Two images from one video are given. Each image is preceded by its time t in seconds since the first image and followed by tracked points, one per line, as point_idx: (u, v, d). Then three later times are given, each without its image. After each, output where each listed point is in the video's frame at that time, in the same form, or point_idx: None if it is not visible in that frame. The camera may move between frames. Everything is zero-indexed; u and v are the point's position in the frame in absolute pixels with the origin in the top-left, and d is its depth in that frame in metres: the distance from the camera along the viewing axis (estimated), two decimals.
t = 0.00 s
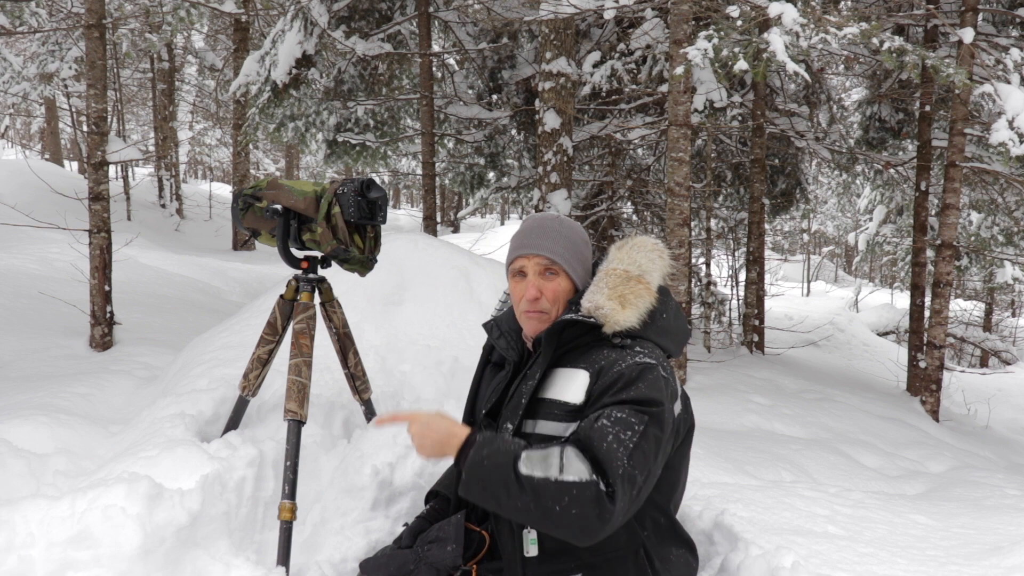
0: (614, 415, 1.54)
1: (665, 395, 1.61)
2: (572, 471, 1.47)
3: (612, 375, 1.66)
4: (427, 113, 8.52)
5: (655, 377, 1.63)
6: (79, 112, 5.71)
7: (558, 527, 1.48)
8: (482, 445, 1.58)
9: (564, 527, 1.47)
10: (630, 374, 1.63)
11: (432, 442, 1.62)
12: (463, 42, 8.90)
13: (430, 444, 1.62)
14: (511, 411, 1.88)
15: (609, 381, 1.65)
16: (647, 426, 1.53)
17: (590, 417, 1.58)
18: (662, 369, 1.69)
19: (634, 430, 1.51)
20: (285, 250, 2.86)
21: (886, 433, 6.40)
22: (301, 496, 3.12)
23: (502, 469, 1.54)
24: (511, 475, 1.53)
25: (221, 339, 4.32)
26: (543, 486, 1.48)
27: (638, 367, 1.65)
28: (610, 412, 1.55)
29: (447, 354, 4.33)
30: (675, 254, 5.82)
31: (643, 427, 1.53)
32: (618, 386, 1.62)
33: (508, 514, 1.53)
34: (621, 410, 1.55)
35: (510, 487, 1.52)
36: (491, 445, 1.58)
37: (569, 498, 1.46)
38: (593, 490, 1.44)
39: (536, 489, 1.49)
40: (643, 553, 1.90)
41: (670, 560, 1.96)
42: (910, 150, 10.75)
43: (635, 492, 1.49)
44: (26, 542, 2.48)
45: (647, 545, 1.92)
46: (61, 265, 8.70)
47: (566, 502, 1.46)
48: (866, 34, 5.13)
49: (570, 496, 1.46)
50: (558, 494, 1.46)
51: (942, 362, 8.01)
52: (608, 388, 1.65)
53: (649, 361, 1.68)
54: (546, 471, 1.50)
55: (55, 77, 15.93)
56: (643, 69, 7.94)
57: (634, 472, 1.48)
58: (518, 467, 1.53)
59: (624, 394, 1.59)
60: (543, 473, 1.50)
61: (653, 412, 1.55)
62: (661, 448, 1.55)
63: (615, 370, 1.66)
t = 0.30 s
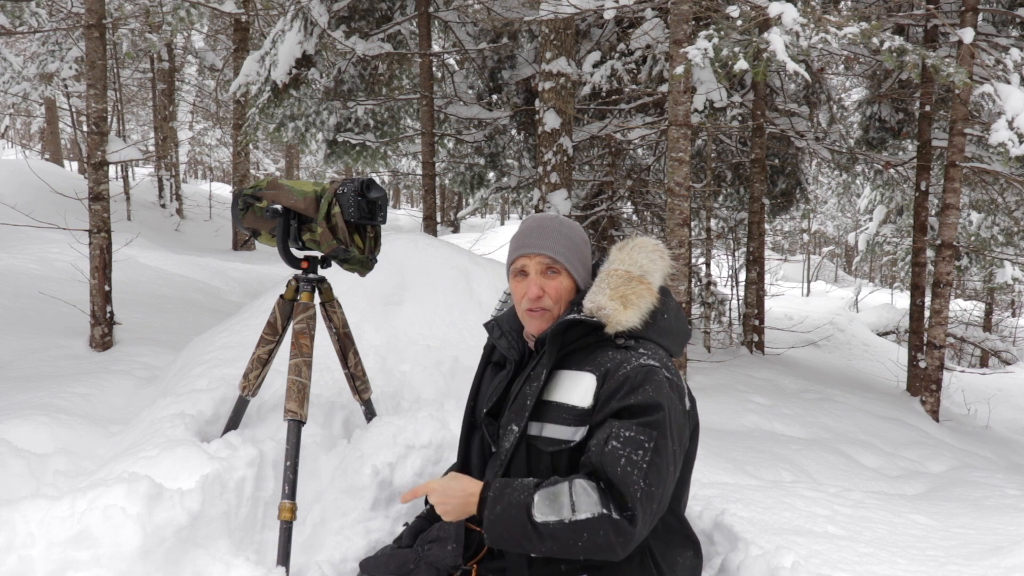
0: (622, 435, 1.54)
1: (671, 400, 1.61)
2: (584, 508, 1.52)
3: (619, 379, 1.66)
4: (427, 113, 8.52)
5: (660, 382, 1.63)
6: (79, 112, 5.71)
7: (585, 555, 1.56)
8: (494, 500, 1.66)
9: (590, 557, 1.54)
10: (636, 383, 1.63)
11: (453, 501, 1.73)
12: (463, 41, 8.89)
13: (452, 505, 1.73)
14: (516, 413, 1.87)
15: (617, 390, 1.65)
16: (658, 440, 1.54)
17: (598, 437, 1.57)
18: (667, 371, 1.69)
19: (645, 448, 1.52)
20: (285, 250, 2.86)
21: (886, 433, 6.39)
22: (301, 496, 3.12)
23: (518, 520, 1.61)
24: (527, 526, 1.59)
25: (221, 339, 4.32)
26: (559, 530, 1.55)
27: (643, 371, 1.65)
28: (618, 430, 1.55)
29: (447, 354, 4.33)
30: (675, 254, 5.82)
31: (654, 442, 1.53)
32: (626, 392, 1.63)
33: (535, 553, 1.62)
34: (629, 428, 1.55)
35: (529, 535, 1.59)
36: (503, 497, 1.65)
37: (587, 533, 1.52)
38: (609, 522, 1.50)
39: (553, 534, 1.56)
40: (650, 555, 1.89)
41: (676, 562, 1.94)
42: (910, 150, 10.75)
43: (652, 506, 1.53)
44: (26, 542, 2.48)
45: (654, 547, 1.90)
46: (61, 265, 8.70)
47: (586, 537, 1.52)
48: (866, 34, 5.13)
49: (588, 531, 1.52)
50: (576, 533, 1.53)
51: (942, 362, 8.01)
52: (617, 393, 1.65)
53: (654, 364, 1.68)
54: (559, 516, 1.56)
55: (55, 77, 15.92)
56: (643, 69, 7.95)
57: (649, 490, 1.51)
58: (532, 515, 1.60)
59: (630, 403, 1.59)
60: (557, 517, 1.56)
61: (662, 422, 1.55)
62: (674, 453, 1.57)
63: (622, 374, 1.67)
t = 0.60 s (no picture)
0: (628, 430, 1.55)
1: (674, 399, 1.61)
2: (596, 493, 1.51)
3: (621, 378, 1.66)
4: (427, 113, 8.52)
5: (662, 381, 1.63)
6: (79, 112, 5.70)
7: (589, 547, 1.54)
8: (504, 478, 1.63)
9: (595, 547, 1.52)
10: (639, 381, 1.63)
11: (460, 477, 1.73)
12: (463, 42, 8.90)
13: (458, 479, 1.73)
14: (517, 414, 1.86)
15: (619, 389, 1.65)
16: (664, 437, 1.54)
17: (604, 433, 1.58)
18: (669, 371, 1.70)
19: (652, 443, 1.52)
20: (285, 250, 2.86)
21: (886, 433, 6.40)
22: (301, 496, 3.12)
23: (526, 499, 1.58)
24: (535, 506, 1.57)
25: (221, 339, 4.32)
26: (569, 513, 1.53)
27: (645, 370, 1.65)
28: (624, 426, 1.56)
29: (447, 354, 4.33)
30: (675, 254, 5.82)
31: (660, 439, 1.54)
32: (628, 392, 1.62)
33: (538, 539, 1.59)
34: (635, 424, 1.55)
35: (536, 518, 1.57)
36: (514, 475, 1.63)
37: (594, 520, 1.50)
38: (618, 511, 1.49)
39: (560, 517, 1.53)
40: (652, 555, 1.90)
41: (676, 562, 1.95)
42: (910, 150, 10.75)
43: (657, 502, 1.53)
44: (26, 542, 2.48)
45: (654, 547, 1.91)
46: (61, 265, 8.70)
47: (592, 524, 1.50)
48: (866, 34, 5.13)
49: (595, 519, 1.50)
50: (584, 519, 1.51)
51: (942, 362, 8.01)
52: (619, 393, 1.65)
53: (656, 363, 1.69)
54: (569, 498, 1.54)
55: (55, 77, 15.92)
56: (643, 69, 7.95)
57: (654, 485, 1.52)
58: (541, 496, 1.57)
59: (634, 403, 1.59)
60: (567, 499, 1.54)
61: (667, 419, 1.56)
62: (679, 452, 1.58)
63: (624, 373, 1.67)
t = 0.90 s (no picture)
0: (624, 411, 1.57)
1: (670, 399, 1.63)
2: (590, 449, 1.51)
3: (618, 373, 1.66)
4: (427, 113, 8.52)
5: (660, 378, 1.64)
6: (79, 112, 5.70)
7: (560, 504, 1.52)
8: (522, 399, 1.63)
9: (568, 504, 1.50)
10: (637, 375, 1.64)
11: (495, 369, 1.66)
12: (463, 42, 8.89)
13: (495, 368, 1.66)
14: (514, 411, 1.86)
15: (615, 379, 1.65)
16: (655, 427, 1.57)
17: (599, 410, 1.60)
18: (666, 370, 1.70)
19: (644, 427, 1.54)
20: (285, 250, 2.86)
21: (886, 433, 6.40)
22: (301, 496, 3.12)
23: (528, 427, 1.57)
24: (535, 435, 1.55)
25: (221, 339, 4.32)
26: (561, 456, 1.51)
27: (643, 367, 1.65)
28: (620, 407, 1.58)
29: (447, 354, 4.33)
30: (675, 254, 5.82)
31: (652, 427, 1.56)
32: (624, 386, 1.63)
33: (518, 473, 1.57)
34: (630, 408, 1.58)
35: (529, 447, 1.55)
36: (530, 404, 1.62)
37: (579, 473, 1.49)
38: (603, 475, 1.48)
39: (552, 455, 1.52)
40: (645, 553, 1.93)
41: (670, 560, 1.97)
42: (910, 150, 10.75)
43: (635, 488, 1.53)
44: (26, 542, 2.48)
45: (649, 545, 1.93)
46: (61, 265, 8.70)
47: (575, 476, 1.49)
48: (866, 34, 5.13)
49: (579, 472, 1.49)
50: (570, 467, 1.50)
51: (942, 362, 8.00)
52: (614, 387, 1.65)
53: (654, 362, 1.69)
54: (566, 441, 1.53)
55: (55, 77, 15.92)
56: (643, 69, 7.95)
57: (639, 468, 1.52)
58: (543, 430, 1.56)
59: (628, 396, 1.60)
60: (563, 442, 1.53)
61: (660, 412, 1.58)
62: (666, 448, 1.59)
63: (620, 369, 1.67)
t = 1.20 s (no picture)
0: (600, 389, 1.57)
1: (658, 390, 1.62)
2: (557, 419, 1.50)
3: (608, 365, 1.66)
4: (427, 113, 8.52)
5: (645, 369, 1.63)
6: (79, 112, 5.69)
7: (524, 474, 1.49)
8: (490, 367, 1.61)
9: (532, 472, 1.48)
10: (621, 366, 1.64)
11: (451, 345, 1.64)
12: (463, 42, 8.89)
13: (449, 344, 1.64)
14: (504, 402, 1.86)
15: (604, 369, 1.66)
16: (630, 405, 1.55)
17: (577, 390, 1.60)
18: (659, 366, 1.68)
19: (617, 403, 1.53)
20: (285, 250, 2.85)
21: (886, 433, 6.40)
22: (301, 496, 3.12)
23: (496, 394, 1.56)
24: (502, 402, 1.54)
25: (221, 339, 4.32)
26: (528, 422, 1.49)
27: (632, 361, 1.65)
28: (597, 386, 1.59)
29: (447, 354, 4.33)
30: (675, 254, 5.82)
31: (627, 404, 1.55)
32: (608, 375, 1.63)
33: (484, 442, 1.54)
34: (608, 386, 1.58)
35: (496, 414, 1.53)
36: (502, 372, 1.61)
37: (545, 441, 1.47)
38: (570, 444, 1.46)
39: (519, 422, 1.50)
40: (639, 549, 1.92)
41: (664, 556, 1.97)
42: (910, 150, 10.75)
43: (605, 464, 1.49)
44: (26, 542, 2.48)
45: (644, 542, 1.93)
46: (60, 265, 8.69)
47: (541, 444, 1.47)
48: (866, 34, 5.13)
49: (545, 440, 1.47)
50: (536, 435, 1.48)
51: (942, 362, 8.00)
52: (600, 376, 1.66)
53: (646, 358, 1.68)
54: (535, 410, 1.51)
55: (55, 77, 15.90)
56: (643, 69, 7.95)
57: (609, 442, 1.49)
58: (511, 398, 1.55)
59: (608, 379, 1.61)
60: (531, 410, 1.51)
61: (637, 392, 1.57)
62: (643, 431, 1.56)
63: (610, 361, 1.67)
